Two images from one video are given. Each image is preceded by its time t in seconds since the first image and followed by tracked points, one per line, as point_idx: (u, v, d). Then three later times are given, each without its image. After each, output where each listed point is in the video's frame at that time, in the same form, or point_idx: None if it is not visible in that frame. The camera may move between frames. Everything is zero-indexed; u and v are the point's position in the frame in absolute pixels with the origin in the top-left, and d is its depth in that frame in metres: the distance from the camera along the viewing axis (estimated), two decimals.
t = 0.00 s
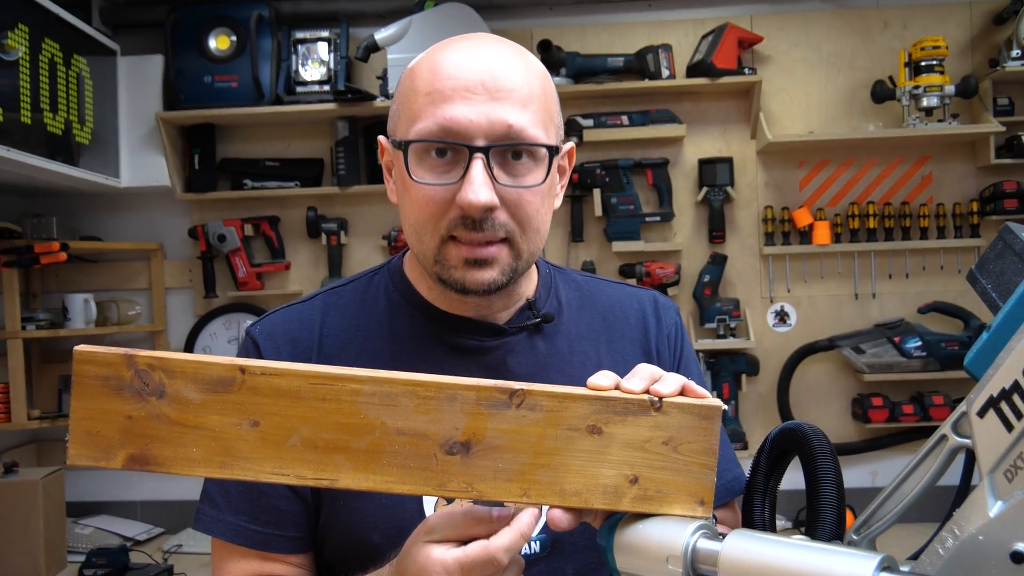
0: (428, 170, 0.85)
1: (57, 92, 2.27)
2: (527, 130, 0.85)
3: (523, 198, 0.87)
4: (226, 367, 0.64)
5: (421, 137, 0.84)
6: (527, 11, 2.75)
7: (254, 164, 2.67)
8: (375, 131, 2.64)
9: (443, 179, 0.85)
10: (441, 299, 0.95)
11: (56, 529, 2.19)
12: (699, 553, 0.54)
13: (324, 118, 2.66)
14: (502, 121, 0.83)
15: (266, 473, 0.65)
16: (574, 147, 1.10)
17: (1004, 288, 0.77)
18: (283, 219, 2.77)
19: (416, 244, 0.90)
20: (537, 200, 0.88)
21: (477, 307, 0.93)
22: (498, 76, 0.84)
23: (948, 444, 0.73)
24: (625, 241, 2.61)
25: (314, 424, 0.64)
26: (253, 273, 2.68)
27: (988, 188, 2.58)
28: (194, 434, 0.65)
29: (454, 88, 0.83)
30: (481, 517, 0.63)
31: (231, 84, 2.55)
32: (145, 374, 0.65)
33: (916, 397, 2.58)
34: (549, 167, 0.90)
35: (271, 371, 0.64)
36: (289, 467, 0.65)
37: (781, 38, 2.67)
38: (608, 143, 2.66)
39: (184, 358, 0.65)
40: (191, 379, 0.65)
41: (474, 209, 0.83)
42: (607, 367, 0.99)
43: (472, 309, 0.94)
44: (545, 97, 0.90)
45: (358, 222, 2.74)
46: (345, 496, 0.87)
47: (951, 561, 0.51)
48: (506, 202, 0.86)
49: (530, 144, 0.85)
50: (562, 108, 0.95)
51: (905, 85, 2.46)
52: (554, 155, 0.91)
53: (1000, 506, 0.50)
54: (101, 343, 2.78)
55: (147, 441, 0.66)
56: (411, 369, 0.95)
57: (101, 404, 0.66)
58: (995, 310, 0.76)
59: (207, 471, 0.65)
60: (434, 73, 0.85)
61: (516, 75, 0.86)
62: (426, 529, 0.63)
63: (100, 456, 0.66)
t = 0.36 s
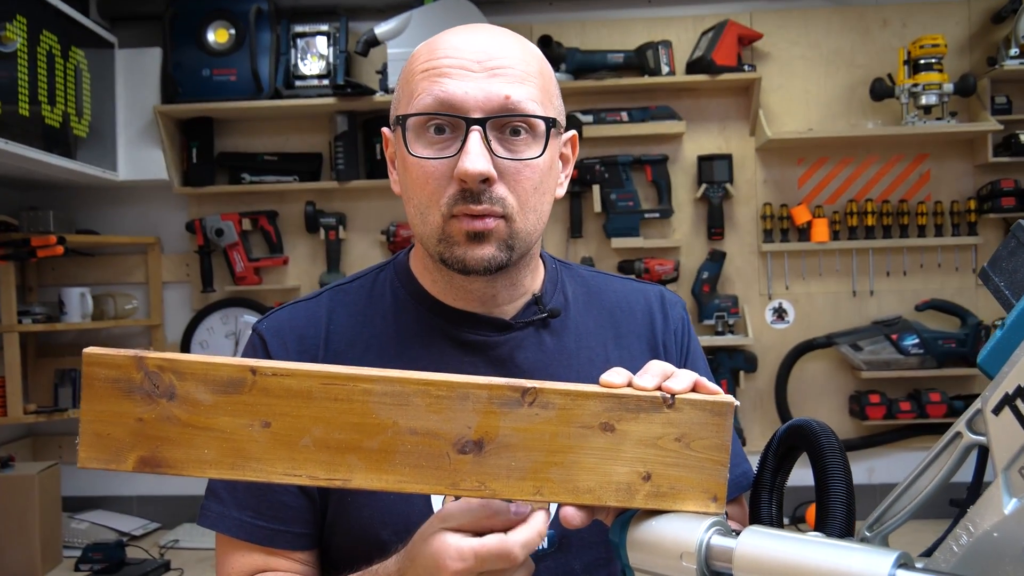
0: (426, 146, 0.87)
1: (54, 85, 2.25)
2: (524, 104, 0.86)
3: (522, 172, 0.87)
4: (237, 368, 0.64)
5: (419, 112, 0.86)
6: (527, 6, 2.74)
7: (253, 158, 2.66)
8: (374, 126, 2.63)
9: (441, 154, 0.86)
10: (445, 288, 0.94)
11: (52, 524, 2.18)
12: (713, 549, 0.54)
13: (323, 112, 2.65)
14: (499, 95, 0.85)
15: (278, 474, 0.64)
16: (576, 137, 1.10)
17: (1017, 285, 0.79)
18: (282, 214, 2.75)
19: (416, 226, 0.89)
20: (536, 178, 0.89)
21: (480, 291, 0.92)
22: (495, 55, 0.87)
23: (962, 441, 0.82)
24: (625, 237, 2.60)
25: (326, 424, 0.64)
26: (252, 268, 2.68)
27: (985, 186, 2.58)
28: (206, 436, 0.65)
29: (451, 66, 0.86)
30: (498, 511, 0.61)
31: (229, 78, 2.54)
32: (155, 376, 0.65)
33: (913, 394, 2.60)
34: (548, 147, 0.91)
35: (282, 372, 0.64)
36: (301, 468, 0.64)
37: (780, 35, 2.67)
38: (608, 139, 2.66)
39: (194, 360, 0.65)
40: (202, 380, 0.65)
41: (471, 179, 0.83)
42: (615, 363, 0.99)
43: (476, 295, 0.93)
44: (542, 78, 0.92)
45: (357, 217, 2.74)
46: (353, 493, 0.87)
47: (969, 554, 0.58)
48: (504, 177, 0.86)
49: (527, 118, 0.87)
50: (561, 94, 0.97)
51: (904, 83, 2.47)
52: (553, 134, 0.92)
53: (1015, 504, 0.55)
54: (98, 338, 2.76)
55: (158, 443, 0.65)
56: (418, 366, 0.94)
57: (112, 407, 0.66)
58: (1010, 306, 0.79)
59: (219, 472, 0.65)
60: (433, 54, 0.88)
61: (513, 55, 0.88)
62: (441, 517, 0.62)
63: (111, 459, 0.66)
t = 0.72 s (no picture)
0: (431, 135, 0.87)
1: (49, 84, 2.24)
2: (528, 93, 0.87)
3: (526, 159, 0.87)
4: (248, 377, 0.64)
5: (424, 102, 0.87)
6: (524, 6, 2.74)
7: (249, 157, 2.65)
8: (371, 126, 2.63)
9: (446, 142, 0.86)
10: (450, 282, 0.94)
11: (46, 526, 2.16)
12: (729, 547, 0.54)
13: (320, 111, 2.64)
14: (504, 84, 0.85)
15: (292, 482, 0.65)
16: (580, 135, 1.11)
17: None
18: (278, 213, 2.75)
19: (421, 214, 0.89)
20: (541, 168, 0.89)
21: (486, 282, 0.92)
22: (500, 46, 0.88)
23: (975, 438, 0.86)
24: (622, 237, 2.60)
25: (340, 432, 0.64)
26: (248, 267, 2.67)
27: (979, 186, 2.60)
28: (218, 446, 0.65)
29: (456, 57, 0.86)
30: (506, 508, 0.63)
31: (226, 77, 2.53)
32: (165, 387, 0.65)
33: (908, 392, 2.61)
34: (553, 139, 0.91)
35: (294, 380, 0.64)
36: (315, 476, 0.65)
37: (776, 36, 2.68)
38: (605, 139, 2.66)
39: (204, 370, 0.65)
40: (213, 391, 0.65)
41: (476, 164, 0.83)
42: (620, 361, 1.00)
43: (482, 286, 0.92)
44: (547, 70, 0.93)
45: (353, 217, 2.73)
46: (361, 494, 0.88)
47: (982, 551, 0.58)
48: (509, 165, 0.86)
49: (532, 106, 0.87)
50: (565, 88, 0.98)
51: (900, 83, 2.48)
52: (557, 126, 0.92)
53: None
54: (93, 338, 2.75)
55: (169, 454, 0.65)
56: (425, 366, 0.94)
57: (122, 420, 0.65)
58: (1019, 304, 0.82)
59: (231, 483, 0.65)
60: (439, 46, 0.89)
61: (518, 47, 0.89)
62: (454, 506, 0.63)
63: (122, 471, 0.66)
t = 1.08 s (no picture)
0: (413, 160, 0.86)
1: (34, 86, 2.21)
2: (511, 116, 0.85)
3: (509, 185, 0.87)
4: (248, 397, 0.64)
5: (405, 125, 0.86)
6: (512, 8, 2.75)
7: (236, 160, 2.63)
8: (359, 128, 2.62)
9: (427, 167, 0.86)
10: (442, 291, 0.94)
11: (33, 533, 2.14)
12: (734, 543, 0.54)
13: (308, 114, 2.63)
14: (484, 107, 0.84)
15: (296, 500, 0.64)
16: (575, 139, 1.11)
17: None
18: (266, 216, 2.73)
19: (406, 234, 0.90)
20: (525, 189, 0.88)
21: (474, 298, 0.93)
22: (481, 66, 0.85)
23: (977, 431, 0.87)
24: (610, 238, 2.61)
25: (343, 447, 0.64)
26: (235, 270, 2.65)
27: (963, 185, 2.64)
28: (221, 467, 0.65)
29: (435, 79, 0.84)
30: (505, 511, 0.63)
31: (212, 79, 2.51)
32: (165, 411, 0.65)
33: (896, 389, 2.64)
34: (538, 157, 0.89)
35: (295, 397, 0.64)
36: (319, 493, 0.64)
37: (762, 37, 2.70)
38: (593, 140, 2.67)
39: (204, 392, 0.65)
40: (213, 412, 0.64)
41: (455, 196, 0.83)
42: (615, 363, 1.00)
43: (470, 303, 0.94)
44: (532, 84, 0.90)
45: (342, 219, 2.72)
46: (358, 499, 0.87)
47: (986, 544, 0.59)
48: (491, 190, 0.86)
49: (513, 130, 0.86)
50: (554, 97, 0.95)
51: (884, 83, 2.51)
52: (543, 142, 0.91)
53: None
54: (79, 344, 2.72)
55: (171, 479, 0.65)
56: (421, 371, 0.94)
57: (122, 445, 0.65)
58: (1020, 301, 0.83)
59: (236, 503, 0.64)
60: (420, 64, 0.87)
61: (500, 64, 0.87)
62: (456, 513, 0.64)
63: (123, 498, 0.65)
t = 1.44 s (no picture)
0: (404, 162, 0.87)
1: (29, 85, 2.20)
2: (502, 116, 0.85)
3: (501, 187, 0.87)
4: (249, 393, 0.64)
5: (395, 127, 0.86)
6: (508, 9, 2.76)
7: (231, 160, 2.61)
8: (355, 128, 2.62)
9: (418, 170, 0.86)
10: (435, 294, 0.94)
11: (28, 534, 2.13)
12: (735, 542, 0.55)
13: (302, 114, 2.63)
14: (475, 108, 0.84)
15: (298, 493, 0.65)
16: (568, 139, 1.11)
17: None
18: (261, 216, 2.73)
19: (399, 237, 0.90)
20: (517, 190, 0.89)
21: (468, 302, 0.93)
22: (471, 66, 0.85)
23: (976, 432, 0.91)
24: (605, 239, 2.62)
25: (344, 444, 0.64)
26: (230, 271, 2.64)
27: (956, 188, 2.65)
28: (221, 461, 0.65)
29: (426, 79, 0.85)
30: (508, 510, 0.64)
31: (207, 79, 2.51)
32: (164, 406, 0.64)
33: (889, 391, 2.66)
34: (530, 157, 0.90)
35: (296, 394, 0.64)
36: (321, 487, 0.65)
37: (756, 40, 2.71)
38: (588, 141, 2.68)
39: (204, 387, 0.64)
40: (214, 408, 0.64)
41: (446, 198, 0.83)
42: (611, 362, 1.00)
43: (464, 307, 0.94)
44: (524, 85, 0.90)
45: (338, 220, 2.72)
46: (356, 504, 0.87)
47: (985, 543, 0.61)
48: (482, 192, 0.86)
49: (505, 130, 0.86)
50: (546, 96, 0.95)
51: (878, 86, 2.52)
52: (536, 143, 0.91)
53: None
54: (72, 344, 2.70)
55: (173, 471, 0.65)
56: (416, 374, 0.94)
57: (122, 438, 0.65)
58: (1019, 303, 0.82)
59: (237, 496, 0.65)
60: (411, 64, 0.87)
61: (491, 64, 0.87)
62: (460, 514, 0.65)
63: (125, 490, 0.65)
